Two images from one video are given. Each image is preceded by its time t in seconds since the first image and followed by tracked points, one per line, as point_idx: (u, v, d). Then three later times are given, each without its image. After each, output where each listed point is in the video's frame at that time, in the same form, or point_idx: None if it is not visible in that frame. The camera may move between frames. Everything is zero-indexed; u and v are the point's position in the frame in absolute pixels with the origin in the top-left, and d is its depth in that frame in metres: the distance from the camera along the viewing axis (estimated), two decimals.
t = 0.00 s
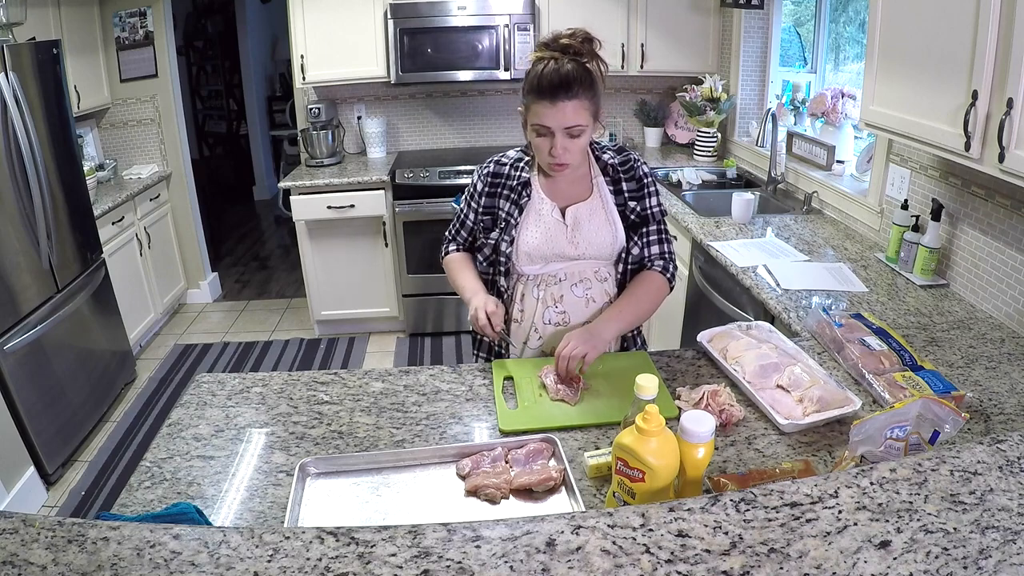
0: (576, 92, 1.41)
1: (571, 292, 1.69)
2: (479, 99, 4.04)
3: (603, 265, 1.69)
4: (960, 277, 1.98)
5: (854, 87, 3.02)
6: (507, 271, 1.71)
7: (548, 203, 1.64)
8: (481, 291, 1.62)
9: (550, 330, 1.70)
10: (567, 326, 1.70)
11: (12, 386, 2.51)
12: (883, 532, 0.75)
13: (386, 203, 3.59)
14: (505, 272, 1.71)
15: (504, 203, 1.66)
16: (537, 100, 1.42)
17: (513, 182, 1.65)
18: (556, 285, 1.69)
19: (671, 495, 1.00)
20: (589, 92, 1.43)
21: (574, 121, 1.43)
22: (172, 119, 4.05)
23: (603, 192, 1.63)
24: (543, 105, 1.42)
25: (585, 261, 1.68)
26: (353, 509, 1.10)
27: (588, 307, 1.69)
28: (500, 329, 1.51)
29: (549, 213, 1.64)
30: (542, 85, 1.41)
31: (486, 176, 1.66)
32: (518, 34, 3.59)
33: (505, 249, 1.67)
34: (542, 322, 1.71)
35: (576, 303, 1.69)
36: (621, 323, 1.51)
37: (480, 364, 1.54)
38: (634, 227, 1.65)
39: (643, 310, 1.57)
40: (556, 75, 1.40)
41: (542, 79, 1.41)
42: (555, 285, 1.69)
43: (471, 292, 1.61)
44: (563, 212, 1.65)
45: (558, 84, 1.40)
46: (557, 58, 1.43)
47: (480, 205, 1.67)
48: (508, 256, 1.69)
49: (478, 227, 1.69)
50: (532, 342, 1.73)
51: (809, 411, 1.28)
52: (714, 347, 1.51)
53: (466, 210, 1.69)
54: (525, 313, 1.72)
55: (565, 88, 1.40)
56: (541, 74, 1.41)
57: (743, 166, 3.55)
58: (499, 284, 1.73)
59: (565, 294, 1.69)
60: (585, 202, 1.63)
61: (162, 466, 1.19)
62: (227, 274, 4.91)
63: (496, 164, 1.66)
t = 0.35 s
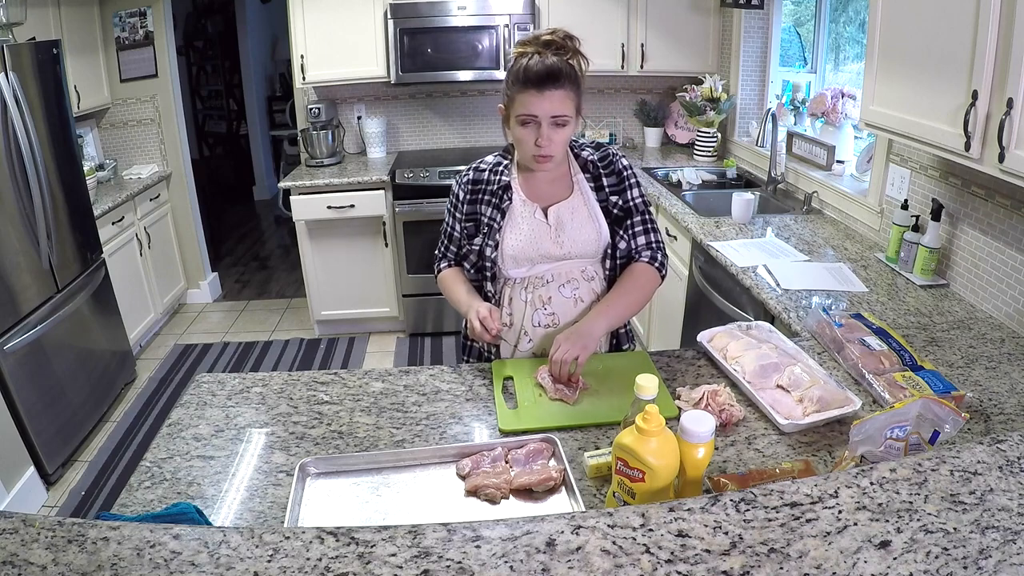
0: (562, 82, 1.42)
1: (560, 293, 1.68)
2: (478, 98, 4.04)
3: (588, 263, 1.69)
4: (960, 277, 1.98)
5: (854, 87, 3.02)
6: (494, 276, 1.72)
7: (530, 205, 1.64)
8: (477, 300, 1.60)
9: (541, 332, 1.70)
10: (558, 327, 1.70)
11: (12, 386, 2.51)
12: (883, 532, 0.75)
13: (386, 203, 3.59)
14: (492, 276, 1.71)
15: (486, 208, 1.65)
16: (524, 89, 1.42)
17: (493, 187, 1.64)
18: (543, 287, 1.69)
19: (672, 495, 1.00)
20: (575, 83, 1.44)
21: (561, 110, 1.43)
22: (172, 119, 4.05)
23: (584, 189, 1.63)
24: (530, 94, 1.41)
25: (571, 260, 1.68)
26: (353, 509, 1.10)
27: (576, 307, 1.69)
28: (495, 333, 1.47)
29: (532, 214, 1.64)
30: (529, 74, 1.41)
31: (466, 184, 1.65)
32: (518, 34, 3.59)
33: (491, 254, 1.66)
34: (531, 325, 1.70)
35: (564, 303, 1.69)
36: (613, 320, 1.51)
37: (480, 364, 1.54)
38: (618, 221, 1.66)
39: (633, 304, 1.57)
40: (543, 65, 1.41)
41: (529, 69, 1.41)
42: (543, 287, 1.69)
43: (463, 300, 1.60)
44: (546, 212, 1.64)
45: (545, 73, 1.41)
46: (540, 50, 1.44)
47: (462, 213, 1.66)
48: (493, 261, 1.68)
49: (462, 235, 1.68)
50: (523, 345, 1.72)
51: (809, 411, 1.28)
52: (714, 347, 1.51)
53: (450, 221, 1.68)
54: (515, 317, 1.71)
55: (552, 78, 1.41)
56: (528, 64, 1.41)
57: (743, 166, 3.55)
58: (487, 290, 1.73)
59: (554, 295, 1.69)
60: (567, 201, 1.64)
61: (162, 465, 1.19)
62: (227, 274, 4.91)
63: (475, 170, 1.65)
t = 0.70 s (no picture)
0: (552, 78, 1.43)
1: (554, 293, 1.68)
2: (478, 98, 4.04)
3: (577, 261, 1.69)
4: (960, 277, 1.98)
5: (854, 87, 3.02)
6: (485, 282, 1.69)
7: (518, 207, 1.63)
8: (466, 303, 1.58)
9: (539, 334, 1.69)
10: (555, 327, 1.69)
11: (12, 386, 2.51)
12: (883, 532, 0.75)
13: (386, 203, 3.59)
14: (483, 281, 1.68)
15: (471, 213, 1.63)
16: (514, 86, 1.42)
17: (477, 191, 1.62)
18: (537, 288, 1.68)
19: (672, 495, 1.00)
20: (564, 82, 1.45)
21: (550, 107, 1.43)
22: (172, 119, 4.05)
23: (568, 187, 1.65)
24: (521, 90, 1.41)
25: (561, 260, 1.68)
26: (353, 509, 1.10)
27: (572, 305, 1.68)
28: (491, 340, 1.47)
29: (520, 216, 1.63)
30: (520, 70, 1.41)
31: (449, 190, 1.63)
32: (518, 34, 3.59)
33: (481, 259, 1.65)
34: (529, 327, 1.69)
35: (559, 302, 1.68)
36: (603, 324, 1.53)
37: (479, 364, 1.54)
38: (603, 219, 1.68)
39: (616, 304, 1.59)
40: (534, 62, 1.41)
41: (519, 66, 1.41)
42: (536, 288, 1.68)
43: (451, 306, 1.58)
44: (533, 213, 1.64)
45: (536, 69, 1.41)
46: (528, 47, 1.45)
47: (446, 220, 1.64)
48: (484, 266, 1.67)
49: (447, 242, 1.65)
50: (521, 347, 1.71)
51: (809, 411, 1.28)
52: (714, 346, 1.52)
53: (433, 229, 1.65)
54: (511, 322, 1.69)
55: (543, 74, 1.42)
56: (519, 61, 1.42)
57: (743, 166, 3.55)
58: (478, 296, 1.70)
59: (548, 296, 1.68)
60: (553, 201, 1.64)
61: (162, 466, 1.19)
62: (227, 274, 4.91)
63: (456, 176, 1.63)
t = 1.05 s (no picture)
0: (544, 96, 1.42)
1: (548, 294, 1.68)
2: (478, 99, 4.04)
3: (567, 261, 1.70)
4: (960, 277, 1.98)
5: (854, 87, 3.02)
6: (477, 285, 1.68)
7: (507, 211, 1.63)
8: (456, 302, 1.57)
9: (533, 334, 1.69)
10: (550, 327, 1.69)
11: (12, 386, 2.51)
12: (883, 532, 0.75)
13: (386, 203, 3.59)
14: (475, 286, 1.67)
15: (460, 218, 1.61)
16: (506, 107, 1.41)
17: (466, 196, 1.60)
18: (530, 290, 1.67)
19: (672, 495, 1.00)
20: (554, 97, 1.44)
21: (541, 127, 1.44)
22: (172, 119, 4.05)
23: (556, 190, 1.65)
24: (513, 112, 1.41)
25: (552, 261, 1.68)
26: (353, 509, 1.10)
27: (565, 305, 1.69)
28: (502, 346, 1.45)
29: (511, 221, 1.63)
30: (512, 92, 1.40)
31: (437, 195, 1.59)
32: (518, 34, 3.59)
33: (473, 264, 1.64)
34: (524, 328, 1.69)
35: (552, 303, 1.68)
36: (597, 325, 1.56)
37: (479, 364, 1.54)
38: (593, 220, 1.69)
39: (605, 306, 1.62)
40: (526, 80, 1.40)
41: (510, 84, 1.40)
42: (529, 290, 1.67)
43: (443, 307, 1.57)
44: (522, 218, 1.65)
45: (528, 89, 1.40)
46: (517, 62, 1.43)
47: (435, 226, 1.60)
48: (476, 271, 1.66)
49: (437, 247, 1.62)
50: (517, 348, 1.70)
51: (809, 411, 1.28)
52: (714, 346, 1.52)
53: (422, 235, 1.61)
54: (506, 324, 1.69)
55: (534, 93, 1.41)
56: (510, 80, 1.40)
57: (743, 166, 3.55)
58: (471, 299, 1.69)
59: (542, 296, 1.67)
60: (541, 204, 1.65)
61: (162, 466, 1.19)
62: (227, 274, 4.91)
63: (442, 180, 1.59)
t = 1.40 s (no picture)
0: (551, 112, 1.42)
1: (543, 298, 1.70)
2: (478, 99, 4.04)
3: (560, 265, 1.72)
4: (960, 277, 1.98)
5: (854, 87, 3.02)
6: (473, 289, 1.67)
7: (506, 216, 1.62)
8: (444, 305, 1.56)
9: (528, 338, 1.72)
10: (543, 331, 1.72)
11: (12, 386, 2.51)
12: (883, 532, 0.75)
13: (386, 203, 3.59)
14: (471, 290, 1.67)
15: (458, 221, 1.60)
16: (513, 122, 1.40)
17: (465, 199, 1.58)
18: (525, 295, 1.69)
19: (671, 495, 1.00)
20: (562, 112, 1.44)
21: (546, 144, 1.44)
22: (172, 119, 4.05)
23: (554, 196, 1.65)
24: (520, 128, 1.41)
25: (546, 266, 1.70)
26: (353, 509, 1.10)
27: (559, 309, 1.71)
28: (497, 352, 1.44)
29: (511, 228, 1.62)
30: (521, 108, 1.39)
31: (434, 196, 1.57)
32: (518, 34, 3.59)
33: (471, 269, 1.64)
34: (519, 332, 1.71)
35: (547, 308, 1.70)
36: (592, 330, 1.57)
37: (479, 364, 1.54)
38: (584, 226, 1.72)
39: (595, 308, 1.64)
40: (534, 96, 1.40)
41: (518, 99, 1.39)
42: (524, 295, 1.69)
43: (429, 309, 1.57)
44: (521, 224, 1.64)
45: (536, 105, 1.40)
46: (525, 74, 1.42)
47: (432, 228, 1.59)
48: (473, 276, 1.65)
49: (432, 250, 1.61)
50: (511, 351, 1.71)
51: (809, 411, 1.28)
52: (714, 346, 1.52)
53: (417, 236, 1.59)
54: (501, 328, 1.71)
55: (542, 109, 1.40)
56: (519, 95, 1.39)
57: (743, 166, 3.55)
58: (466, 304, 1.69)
59: (538, 301, 1.70)
60: (540, 210, 1.64)
61: (162, 465, 1.19)
62: (227, 274, 4.91)
63: (440, 181, 1.58)
